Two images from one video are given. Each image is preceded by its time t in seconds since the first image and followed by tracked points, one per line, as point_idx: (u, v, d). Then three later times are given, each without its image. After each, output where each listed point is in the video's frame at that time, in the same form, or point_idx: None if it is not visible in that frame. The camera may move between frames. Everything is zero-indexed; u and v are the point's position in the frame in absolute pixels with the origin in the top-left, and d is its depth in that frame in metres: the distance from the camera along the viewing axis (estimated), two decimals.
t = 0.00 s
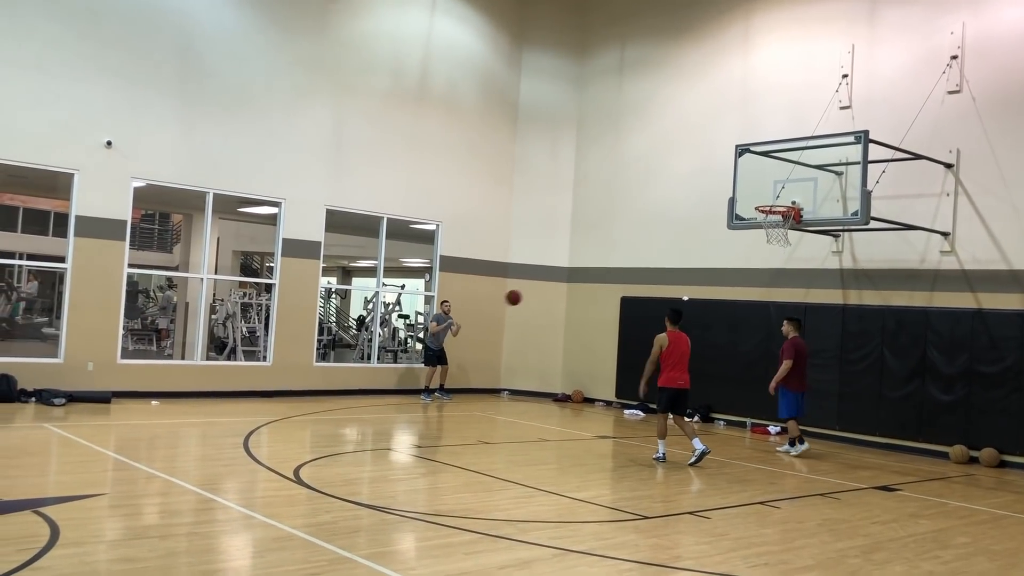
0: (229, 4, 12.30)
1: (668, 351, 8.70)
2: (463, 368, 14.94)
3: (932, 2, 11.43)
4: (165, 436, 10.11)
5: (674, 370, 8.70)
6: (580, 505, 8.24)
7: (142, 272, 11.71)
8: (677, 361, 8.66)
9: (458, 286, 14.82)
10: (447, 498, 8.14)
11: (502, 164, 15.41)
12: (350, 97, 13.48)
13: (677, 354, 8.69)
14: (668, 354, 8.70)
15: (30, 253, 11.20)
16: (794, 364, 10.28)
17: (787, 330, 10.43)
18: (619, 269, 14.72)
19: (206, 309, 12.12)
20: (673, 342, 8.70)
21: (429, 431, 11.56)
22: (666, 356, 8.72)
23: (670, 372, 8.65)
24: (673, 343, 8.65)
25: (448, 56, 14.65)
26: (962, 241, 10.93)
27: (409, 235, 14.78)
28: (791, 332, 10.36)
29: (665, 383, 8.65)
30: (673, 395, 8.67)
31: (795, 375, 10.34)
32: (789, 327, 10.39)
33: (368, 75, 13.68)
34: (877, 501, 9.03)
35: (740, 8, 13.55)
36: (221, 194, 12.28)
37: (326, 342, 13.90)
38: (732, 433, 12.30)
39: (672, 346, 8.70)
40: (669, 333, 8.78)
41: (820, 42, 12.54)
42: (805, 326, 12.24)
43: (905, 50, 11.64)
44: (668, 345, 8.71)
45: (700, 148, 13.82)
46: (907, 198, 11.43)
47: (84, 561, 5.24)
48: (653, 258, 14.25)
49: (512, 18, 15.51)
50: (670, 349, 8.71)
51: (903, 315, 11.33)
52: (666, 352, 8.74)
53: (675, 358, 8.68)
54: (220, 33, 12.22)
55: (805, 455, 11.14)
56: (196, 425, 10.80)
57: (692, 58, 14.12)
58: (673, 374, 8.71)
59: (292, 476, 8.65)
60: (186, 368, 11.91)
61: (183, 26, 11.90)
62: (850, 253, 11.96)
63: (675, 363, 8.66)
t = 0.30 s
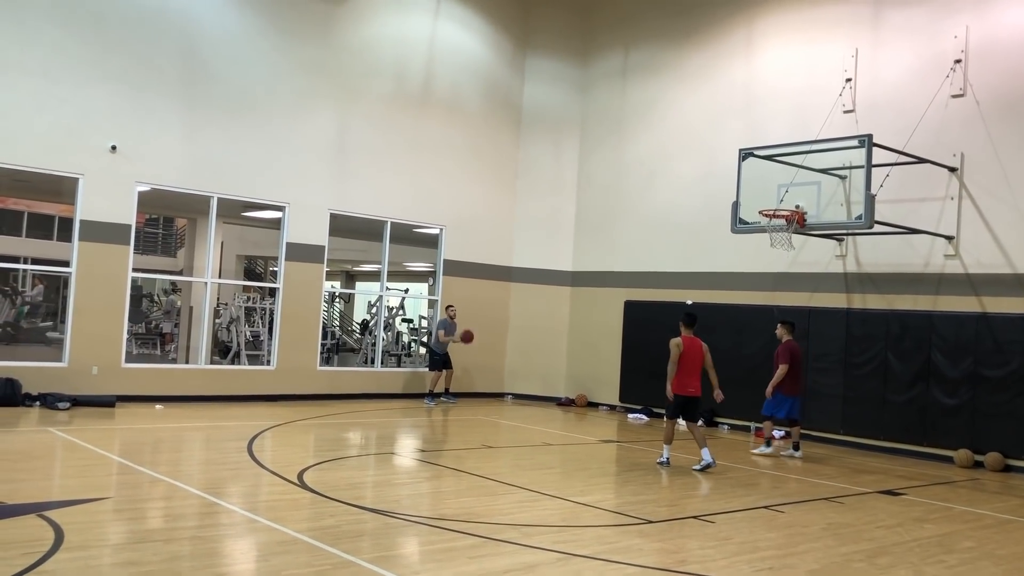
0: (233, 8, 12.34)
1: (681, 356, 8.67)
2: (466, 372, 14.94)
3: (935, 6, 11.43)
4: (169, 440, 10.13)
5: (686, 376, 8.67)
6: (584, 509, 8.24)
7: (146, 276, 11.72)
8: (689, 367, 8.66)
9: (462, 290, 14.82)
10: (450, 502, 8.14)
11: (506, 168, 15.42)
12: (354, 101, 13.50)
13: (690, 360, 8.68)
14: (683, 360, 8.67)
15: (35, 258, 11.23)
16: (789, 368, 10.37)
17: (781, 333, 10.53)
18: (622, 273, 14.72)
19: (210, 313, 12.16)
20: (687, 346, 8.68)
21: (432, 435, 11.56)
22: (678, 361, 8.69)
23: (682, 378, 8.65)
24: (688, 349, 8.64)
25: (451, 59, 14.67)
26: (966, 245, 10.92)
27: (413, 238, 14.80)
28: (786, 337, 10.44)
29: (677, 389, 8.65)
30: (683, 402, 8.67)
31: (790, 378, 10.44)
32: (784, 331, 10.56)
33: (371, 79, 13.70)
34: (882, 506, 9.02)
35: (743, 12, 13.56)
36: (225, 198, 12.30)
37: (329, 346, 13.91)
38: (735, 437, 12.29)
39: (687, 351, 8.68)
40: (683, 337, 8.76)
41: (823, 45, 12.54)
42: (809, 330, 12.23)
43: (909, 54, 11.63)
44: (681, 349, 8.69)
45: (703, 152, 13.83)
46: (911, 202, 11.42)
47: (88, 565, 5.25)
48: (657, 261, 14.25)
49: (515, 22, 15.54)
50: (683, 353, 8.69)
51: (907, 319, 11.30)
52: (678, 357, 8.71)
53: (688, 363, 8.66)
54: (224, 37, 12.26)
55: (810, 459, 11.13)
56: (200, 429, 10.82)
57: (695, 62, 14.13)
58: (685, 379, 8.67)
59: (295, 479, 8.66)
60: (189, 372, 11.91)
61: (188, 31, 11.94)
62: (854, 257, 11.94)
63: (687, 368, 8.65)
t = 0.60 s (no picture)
0: (235, 12, 12.35)
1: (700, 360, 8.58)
2: (469, 375, 14.94)
3: (938, 7, 11.42)
4: (173, 443, 10.14)
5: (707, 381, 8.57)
6: (587, 511, 8.23)
7: (149, 280, 11.73)
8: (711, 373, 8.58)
9: (464, 293, 14.82)
10: (454, 505, 8.14)
11: (508, 171, 15.42)
12: (356, 105, 13.52)
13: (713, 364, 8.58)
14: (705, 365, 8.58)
15: (39, 262, 11.24)
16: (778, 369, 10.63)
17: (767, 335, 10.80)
18: (625, 275, 14.73)
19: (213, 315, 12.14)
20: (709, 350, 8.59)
21: (436, 438, 11.55)
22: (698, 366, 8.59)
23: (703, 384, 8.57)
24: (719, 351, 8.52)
25: (453, 63, 14.68)
26: (970, 247, 10.90)
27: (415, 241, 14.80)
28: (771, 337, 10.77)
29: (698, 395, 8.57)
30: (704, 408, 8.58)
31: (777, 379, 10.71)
32: (770, 332, 10.83)
33: (374, 83, 13.71)
34: (886, 507, 9.00)
35: (745, 14, 13.56)
36: (228, 202, 12.31)
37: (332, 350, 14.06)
38: (739, 439, 12.28)
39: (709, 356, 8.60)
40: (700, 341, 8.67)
41: (826, 48, 12.53)
42: (812, 332, 12.21)
43: (912, 55, 11.62)
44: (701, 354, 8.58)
45: (705, 154, 13.83)
46: (915, 203, 11.41)
47: (93, 568, 5.25)
48: (659, 264, 14.24)
49: (517, 25, 15.54)
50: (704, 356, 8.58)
51: (910, 320, 11.28)
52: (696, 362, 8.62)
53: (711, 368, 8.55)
54: (227, 41, 12.28)
55: (814, 461, 11.12)
56: (204, 433, 10.83)
57: (697, 64, 14.13)
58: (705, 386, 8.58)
59: (299, 482, 8.67)
60: (192, 376, 11.91)
61: (191, 35, 11.96)
62: (857, 258, 11.93)
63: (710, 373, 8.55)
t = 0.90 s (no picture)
0: (231, 16, 12.35)
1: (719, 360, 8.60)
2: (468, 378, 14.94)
3: (934, 6, 11.43)
4: (172, 448, 10.13)
5: (724, 382, 8.60)
6: (588, 513, 8.22)
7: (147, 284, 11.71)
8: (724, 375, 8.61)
9: (463, 296, 14.81)
10: (454, 507, 8.13)
11: (506, 172, 15.41)
12: (354, 108, 13.51)
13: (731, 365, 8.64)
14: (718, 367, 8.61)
15: (36, 268, 11.22)
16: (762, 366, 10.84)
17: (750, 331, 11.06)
18: (623, 276, 14.73)
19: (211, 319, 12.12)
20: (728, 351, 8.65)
21: (435, 440, 11.55)
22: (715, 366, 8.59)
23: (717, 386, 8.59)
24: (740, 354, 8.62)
25: (450, 65, 14.67)
26: (968, 245, 10.91)
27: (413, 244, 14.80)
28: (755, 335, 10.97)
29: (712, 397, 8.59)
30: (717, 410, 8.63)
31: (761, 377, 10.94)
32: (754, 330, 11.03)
33: (371, 86, 13.71)
34: (886, 506, 9.00)
35: (741, 15, 13.57)
36: (226, 206, 12.30)
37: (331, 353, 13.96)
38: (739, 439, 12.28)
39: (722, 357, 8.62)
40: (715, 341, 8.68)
41: (822, 47, 12.54)
42: (810, 331, 12.21)
43: (908, 54, 11.63)
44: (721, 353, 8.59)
45: (703, 154, 13.83)
46: (912, 201, 11.41)
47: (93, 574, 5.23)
48: (658, 264, 14.24)
49: (514, 26, 15.53)
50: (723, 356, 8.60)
51: (909, 319, 11.28)
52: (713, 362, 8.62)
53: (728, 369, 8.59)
54: (224, 45, 12.27)
55: (814, 460, 11.12)
56: (203, 437, 10.81)
57: (693, 65, 14.14)
58: (720, 386, 8.59)
59: (298, 486, 8.65)
60: (190, 381, 11.88)
61: (188, 40, 11.96)
62: (855, 258, 11.93)
63: (727, 374, 8.59)
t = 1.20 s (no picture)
0: (215, 22, 12.31)
1: (728, 362, 8.57)
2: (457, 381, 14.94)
3: (915, 5, 11.50)
4: (160, 455, 10.09)
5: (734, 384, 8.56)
6: (577, 514, 8.24)
7: (133, 291, 11.65)
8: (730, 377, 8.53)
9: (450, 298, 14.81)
10: (443, 511, 8.13)
11: (492, 175, 15.41)
12: (339, 112, 13.49)
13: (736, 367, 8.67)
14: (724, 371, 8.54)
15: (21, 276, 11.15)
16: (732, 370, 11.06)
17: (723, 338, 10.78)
18: (610, 278, 14.76)
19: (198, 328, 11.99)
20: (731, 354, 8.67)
21: (424, 444, 11.54)
22: (726, 368, 8.54)
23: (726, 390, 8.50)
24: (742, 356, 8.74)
25: (435, 68, 14.67)
26: (951, 243, 10.98)
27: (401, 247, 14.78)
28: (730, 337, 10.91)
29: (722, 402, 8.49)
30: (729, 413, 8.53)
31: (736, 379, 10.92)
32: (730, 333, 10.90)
33: (356, 90, 13.69)
34: (873, 504, 9.05)
35: (725, 16, 13.62)
36: (211, 211, 12.26)
37: (319, 358, 13.92)
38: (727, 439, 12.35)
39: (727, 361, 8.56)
40: (719, 344, 8.65)
41: (805, 48, 12.60)
42: (796, 330, 12.26)
43: (891, 54, 11.70)
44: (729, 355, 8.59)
45: (688, 155, 13.88)
46: (896, 200, 11.48)
47: None
48: (644, 265, 14.28)
49: (498, 29, 15.53)
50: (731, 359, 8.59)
51: (894, 318, 11.34)
52: (723, 365, 8.55)
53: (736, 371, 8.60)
54: (208, 50, 12.24)
55: (802, 459, 11.17)
56: (191, 443, 10.77)
57: (678, 66, 14.18)
58: (732, 389, 8.53)
59: (287, 491, 8.63)
60: (179, 387, 11.85)
61: (171, 45, 11.92)
62: (840, 256, 12.00)
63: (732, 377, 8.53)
